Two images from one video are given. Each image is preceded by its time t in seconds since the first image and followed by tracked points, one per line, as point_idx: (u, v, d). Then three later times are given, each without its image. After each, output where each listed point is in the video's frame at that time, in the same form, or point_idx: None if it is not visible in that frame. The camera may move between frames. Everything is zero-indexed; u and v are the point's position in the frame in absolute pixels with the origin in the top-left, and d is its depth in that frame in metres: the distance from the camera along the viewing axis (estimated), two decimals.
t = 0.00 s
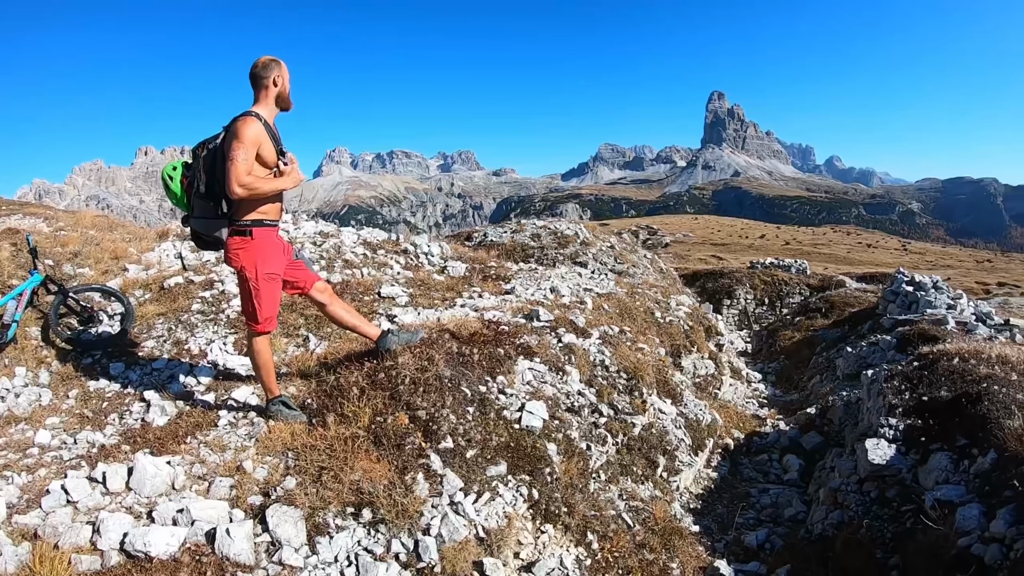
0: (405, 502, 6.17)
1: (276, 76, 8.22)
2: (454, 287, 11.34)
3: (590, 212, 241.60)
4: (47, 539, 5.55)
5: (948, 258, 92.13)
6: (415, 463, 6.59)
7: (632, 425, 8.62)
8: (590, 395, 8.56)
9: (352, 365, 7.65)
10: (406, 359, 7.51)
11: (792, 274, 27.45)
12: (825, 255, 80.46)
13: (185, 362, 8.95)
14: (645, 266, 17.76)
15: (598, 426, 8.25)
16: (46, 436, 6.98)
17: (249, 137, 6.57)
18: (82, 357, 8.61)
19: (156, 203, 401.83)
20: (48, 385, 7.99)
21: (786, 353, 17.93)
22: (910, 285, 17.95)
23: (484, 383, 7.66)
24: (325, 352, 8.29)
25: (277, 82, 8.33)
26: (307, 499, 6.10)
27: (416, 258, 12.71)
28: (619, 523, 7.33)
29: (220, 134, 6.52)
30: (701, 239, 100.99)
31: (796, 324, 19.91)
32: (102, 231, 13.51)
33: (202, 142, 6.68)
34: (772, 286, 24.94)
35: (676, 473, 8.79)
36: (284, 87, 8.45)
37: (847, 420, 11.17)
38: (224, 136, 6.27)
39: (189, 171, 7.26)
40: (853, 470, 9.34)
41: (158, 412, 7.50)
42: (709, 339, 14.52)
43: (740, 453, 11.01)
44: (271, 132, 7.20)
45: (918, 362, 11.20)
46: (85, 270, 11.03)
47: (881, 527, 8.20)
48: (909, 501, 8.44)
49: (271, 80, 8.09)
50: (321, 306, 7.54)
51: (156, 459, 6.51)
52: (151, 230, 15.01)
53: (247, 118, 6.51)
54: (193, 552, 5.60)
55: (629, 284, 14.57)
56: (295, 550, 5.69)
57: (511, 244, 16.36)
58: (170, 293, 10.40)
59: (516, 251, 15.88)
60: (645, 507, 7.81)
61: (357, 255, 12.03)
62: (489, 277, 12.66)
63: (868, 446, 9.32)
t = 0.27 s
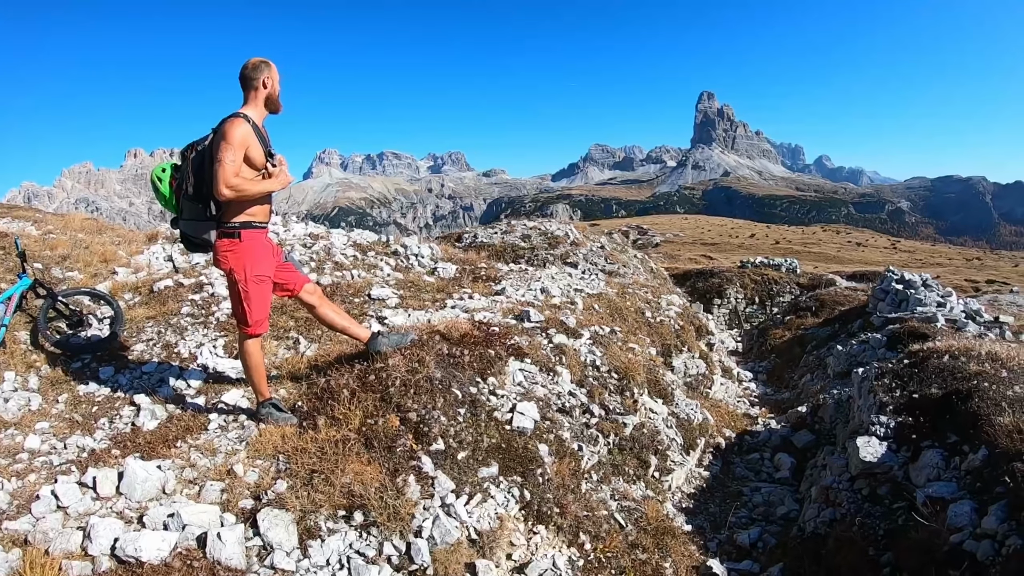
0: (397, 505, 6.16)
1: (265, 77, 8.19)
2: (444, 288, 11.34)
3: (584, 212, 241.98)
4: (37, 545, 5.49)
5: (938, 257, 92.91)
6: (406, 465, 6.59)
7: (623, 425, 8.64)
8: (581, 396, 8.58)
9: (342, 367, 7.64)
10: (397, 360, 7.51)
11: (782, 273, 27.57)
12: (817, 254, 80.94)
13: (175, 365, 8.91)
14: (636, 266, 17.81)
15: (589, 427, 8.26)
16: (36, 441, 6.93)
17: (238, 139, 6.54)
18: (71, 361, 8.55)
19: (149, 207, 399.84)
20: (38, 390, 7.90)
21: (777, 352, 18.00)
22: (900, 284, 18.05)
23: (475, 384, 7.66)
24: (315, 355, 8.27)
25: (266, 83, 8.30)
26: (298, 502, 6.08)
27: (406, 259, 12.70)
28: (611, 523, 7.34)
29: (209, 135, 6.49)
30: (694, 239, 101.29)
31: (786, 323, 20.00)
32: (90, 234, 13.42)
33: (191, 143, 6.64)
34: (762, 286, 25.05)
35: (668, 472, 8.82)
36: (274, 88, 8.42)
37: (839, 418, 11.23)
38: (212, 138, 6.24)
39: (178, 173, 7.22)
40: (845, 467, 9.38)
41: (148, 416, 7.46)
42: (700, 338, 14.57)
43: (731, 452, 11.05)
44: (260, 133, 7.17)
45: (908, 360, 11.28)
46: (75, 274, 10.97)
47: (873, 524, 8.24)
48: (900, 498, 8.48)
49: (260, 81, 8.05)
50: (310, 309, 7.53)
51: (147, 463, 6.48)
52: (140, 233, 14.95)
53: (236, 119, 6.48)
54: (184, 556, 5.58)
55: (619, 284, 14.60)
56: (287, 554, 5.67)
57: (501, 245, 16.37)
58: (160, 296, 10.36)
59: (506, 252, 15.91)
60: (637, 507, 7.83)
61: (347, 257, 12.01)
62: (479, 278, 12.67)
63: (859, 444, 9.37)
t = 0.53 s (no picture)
0: (391, 508, 6.15)
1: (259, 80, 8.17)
2: (437, 290, 11.33)
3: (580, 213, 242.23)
4: (29, 550, 5.46)
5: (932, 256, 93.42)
6: (399, 468, 6.58)
7: (617, 426, 8.65)
8: (575, 397, 8.58)
9: (335, 370, 7.62)
10: (390, 363, 7.50)
11: (776, 273, 27.65)
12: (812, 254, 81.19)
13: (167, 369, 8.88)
14: (629, 267, 17.83)
15: (583, 428, 8.27)
16: (27, 446, 6.89)
17: (230, 142, 6.50)
18: (63, 366, 8.50)
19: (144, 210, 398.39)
20: (30, 395, 7.85)
21: (770, 351, 18.05)
22: (893, 283, 18.12)
23: (469, 387, 7.65)
24: (308, 358, 8.26)
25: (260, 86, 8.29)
26: (292, 506, 6.05)
27: (399, 261, 12.68)
28: (606, 525, 7.34)
29: (201, 138, 6.44)
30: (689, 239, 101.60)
31: (779, 323, 20.05)
32: (82, 238, 13.36)
33: (182, 145, 6.59)
34: (755, 286, 25.13)
35: (662, 473, 8.83)
36: (267, 92, 8.40)
37: (832, 417, 11.25)
38: (204, 140, 6.19)
39: (171, 176, 7.17)
40: (839, 467, 9.41)
41: (141, 421, 7.43)
42: (693, 339, 14.60)
43: (725, 452, 11.07)
44: (253, 136, 7.13)
45: (902, 359, 11.32)
46: (66, 277, 10.92)
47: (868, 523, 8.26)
48: (895, 497, 8.50)
49: (254, 84, 8.03)
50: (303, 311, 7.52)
51: (139, 468, 6.45)
52: (133, 236, 14.88)
53: (228, 122, 6.44)
54: (177, 562, 5.55)
55: (613, 285, 14.62)
56: (281, 558, 5.65)
57: (495, 246, 16.37)
58: (152, 299, 10.32)
59: (499, 253, 15.92)
60: (632, 508, 7.83)
61: (340, 259, 11.99)
62: (472, 280, 12.66)
63: (853, 443, 9.41)
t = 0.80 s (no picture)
0: (384, 512, 6.14)
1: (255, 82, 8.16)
2: (431, 293, 11.33)
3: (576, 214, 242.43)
4: (21, 556, 5.43)
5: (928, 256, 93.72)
6: (393, 471, 6.57)
7: (611, 428, 8.66)
8: (569, 399, 8.59)
9: (328, 374, 7.60)
10: (383, 366, 7.49)
11: (769, 274, 27.74)
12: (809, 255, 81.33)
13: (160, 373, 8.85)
14: (623, 269, 17.86)
15: (577, 430, 8.27)
16: (20, 450, 6.86)
17: (224, 145, 6.45)
18: (56, 370, 8.45)
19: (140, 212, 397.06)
20: (22, 399, 7.79)
21: (764, 352, 18.10)
22: (886, 283, 18.20)
23: (462, 389, 7.64)
24: (301, 361, 8.24)
25: (256, 88, 8.27)
26: (285, 510, 6.03)
27: (393, 264, 12.67)
28: (600, 527, 7.34)
29: (196, 140, 6.39)
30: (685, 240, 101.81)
31: (773, 323, 20.11)
32: (74, 241, 13.30)
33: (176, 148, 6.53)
34: (749, 287, 25.21)
35: (657, 475, 8.83)
36: (263, 95, 8.36)
37: (826, 418, 11.29)
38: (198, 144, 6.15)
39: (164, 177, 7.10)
40: (833, 467, 9.43)
41: (134, 425, 7.40)
42: (687, 340, 14.62)
43: (720, 453, 11.09)
44: (247, 139, 7.10)
45: (895, 359, 11.37)
46: (59, 281, 10.88)
47: (863, 523, 8.28)
48: (889, 496, 8.52)
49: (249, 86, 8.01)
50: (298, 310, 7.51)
51: (132, 472, 6.43)
52: (125, 239, 14.83)
53: (223, 125, 6.39)
54: (171, 566, 5.54)
55: (606, 287, 14.64)
56: (274, 562, 5.62)
57: (489, 248, 16.38)
58: (145, 303, 10.29)
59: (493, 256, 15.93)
60: (626, 510, 7.83)
61: (333, 262, 11.96)
62: (465, 283, 12.66)
63: (847, 443, 9.43)
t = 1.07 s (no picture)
0: (380, 514, 6.12)
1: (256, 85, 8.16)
2: (426, 294, 11.33)
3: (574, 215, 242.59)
4: (16, 560, 5.42)
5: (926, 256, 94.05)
6: (389, 474, 6.56)
7: (607, 429, 8.67)
8: (565, 401, 8.59)
9: (324, 376, 7.59)
10: (379, 368, 7.47)
11: (765, 275, 27.81)
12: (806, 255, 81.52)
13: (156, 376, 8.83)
14: (618, 270, 17.89)
15: (573, 431, 8.28)
16: (14, 454, 6.84)
17: (224, 148, 6.43)
18: (51, 372, 8.42)
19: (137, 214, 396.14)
20: (17, 402, 7.76)
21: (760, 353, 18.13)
22: (881, 284, 18.25)
23: (458, 391, 7.64)
24: (296, 364, 8.23)
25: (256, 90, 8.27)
26: (281, 513, 6.01)
27: (388, 266, 12.66)
28: (597, 528, 7.34)
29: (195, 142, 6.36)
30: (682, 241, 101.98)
31: (769, 324, 20.15)
32: (69, 244, 13.28)
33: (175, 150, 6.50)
34: (744, 287, 25.27)
35: (653, 476, 8.84)
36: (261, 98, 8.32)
37: (822, 418, 11.31)
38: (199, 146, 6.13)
39: (161, 180, 7.05)
40: (829, 467, 9.45)
41: (129, 428, 7.38)
42: (683, 341, 14.64)
43: (716, 454, 11.10)
44: (245, 141, 7.09)
45: (891, 359, 11.39)
46: (54, 284, 10.85)
47: (859, 523, 8.30)
48: (886, 496, 8.54)
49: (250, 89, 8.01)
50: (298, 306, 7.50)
51: (128, 475, 6.42)
52: (120, 241, 14.81)
53: (223, 127, 6.38)
54: (166, 570, 5.53)
55: (602, 288, 14.65)
56: (270, 565, 5.61)
57: (484, 250, 16.38)
58: (140, 305, 10.27)
59: (489, 257, 15.94)
60: (623, 511, 7.84)
61: (329, 264, 11.95)
62: (461, 284, 12.67)
63: (843, 444, 9.46)
